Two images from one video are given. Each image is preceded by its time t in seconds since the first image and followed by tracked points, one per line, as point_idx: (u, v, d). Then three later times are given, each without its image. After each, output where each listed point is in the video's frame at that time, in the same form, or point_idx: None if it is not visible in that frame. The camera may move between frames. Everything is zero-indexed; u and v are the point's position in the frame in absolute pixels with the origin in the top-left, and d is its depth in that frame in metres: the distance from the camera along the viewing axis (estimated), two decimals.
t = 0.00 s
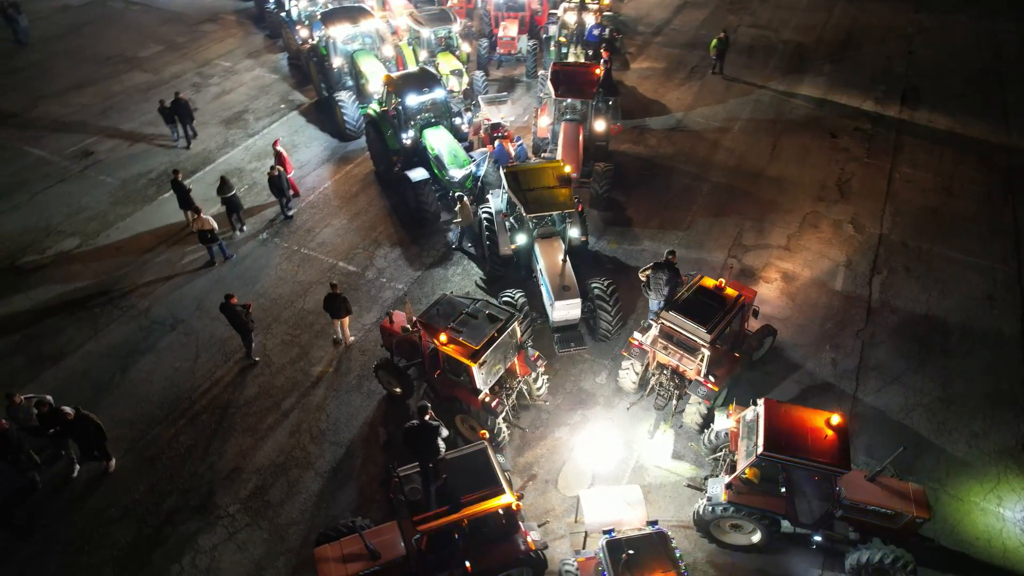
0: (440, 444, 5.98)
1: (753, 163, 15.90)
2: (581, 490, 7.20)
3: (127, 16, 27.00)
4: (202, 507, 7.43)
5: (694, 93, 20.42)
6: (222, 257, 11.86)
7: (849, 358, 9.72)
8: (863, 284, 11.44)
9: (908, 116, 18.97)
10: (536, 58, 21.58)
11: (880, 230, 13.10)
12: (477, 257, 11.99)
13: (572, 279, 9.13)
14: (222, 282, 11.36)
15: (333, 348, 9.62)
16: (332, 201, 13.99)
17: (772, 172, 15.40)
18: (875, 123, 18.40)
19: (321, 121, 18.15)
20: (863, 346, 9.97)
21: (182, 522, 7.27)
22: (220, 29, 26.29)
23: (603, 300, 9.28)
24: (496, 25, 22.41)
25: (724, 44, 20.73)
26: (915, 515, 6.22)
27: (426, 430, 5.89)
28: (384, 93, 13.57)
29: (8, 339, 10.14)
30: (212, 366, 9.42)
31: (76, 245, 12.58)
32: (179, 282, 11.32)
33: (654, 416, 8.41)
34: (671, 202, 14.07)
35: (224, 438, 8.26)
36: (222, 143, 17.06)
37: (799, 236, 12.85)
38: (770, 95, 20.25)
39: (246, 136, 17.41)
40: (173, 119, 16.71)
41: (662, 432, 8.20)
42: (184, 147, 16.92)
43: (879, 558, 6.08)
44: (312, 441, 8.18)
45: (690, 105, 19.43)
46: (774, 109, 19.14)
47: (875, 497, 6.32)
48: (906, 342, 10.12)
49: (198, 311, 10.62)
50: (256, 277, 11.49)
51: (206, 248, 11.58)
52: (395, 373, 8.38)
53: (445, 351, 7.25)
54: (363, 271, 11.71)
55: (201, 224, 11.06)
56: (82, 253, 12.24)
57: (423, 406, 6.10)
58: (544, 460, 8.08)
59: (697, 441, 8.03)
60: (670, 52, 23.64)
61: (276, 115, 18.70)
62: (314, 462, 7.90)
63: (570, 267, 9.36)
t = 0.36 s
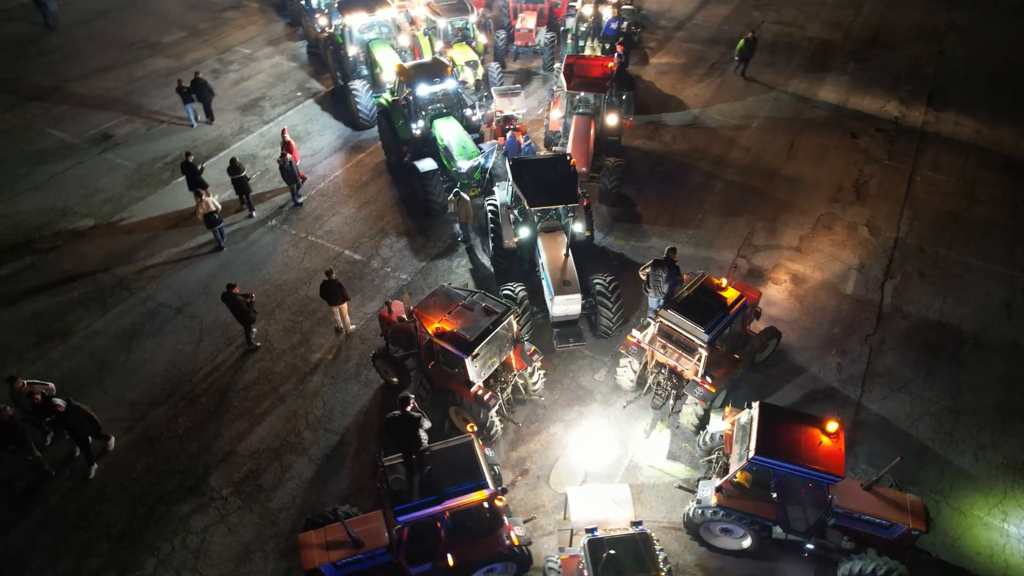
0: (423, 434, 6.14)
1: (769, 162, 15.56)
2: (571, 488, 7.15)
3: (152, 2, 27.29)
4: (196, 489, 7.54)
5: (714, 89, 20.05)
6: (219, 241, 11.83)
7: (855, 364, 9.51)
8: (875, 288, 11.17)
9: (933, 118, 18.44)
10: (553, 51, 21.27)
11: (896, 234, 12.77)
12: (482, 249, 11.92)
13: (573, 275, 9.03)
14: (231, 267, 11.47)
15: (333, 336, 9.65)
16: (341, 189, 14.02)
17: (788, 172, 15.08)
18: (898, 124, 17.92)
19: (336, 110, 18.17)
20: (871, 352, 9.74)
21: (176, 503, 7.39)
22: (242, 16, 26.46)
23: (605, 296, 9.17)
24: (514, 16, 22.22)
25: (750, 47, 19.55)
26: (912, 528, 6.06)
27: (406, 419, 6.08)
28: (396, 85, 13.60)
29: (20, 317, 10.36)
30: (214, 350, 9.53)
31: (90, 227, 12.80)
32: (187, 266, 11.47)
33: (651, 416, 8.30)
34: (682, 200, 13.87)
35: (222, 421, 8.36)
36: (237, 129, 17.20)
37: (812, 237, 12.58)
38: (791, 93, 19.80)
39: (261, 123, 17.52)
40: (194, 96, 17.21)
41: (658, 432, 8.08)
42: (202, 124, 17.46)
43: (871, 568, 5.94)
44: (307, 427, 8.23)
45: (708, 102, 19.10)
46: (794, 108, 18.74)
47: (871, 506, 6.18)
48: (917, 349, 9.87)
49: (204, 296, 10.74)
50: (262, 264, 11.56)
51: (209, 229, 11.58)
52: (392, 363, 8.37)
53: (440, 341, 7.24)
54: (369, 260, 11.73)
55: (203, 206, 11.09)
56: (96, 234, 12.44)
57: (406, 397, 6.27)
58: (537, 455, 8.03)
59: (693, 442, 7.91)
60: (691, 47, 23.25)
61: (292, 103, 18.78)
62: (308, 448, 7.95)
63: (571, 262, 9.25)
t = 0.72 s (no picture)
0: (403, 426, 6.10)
1: (781, 162, 15.29)
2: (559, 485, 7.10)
3: None
4: (188, 474, 7.62)
5: (729, 86, 19.74)
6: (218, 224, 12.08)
7: (858, 369, 9.33)
8: (882, 292, 10.94)
9: (953, 119, 18.00)
10: (566, 46, 21.03)
11: (907, 238, 12.49)
12: (484, 243, 11.84)
13: (570, 271, 8.94)
14: (234, 255, 11.54)
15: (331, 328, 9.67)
16: (347, 180, 14.02)
17: (800, 172, 14.82)
18: (917, 125, 17.52)
19: (346, 100, 18.18)
20: (874, 357, 9.55)
21: (167, 487, 7.48)
22: (258, 6, 26.55)
23: (603, 294, 9.06)
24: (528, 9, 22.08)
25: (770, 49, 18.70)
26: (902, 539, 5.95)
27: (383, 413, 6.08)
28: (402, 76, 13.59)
29: (28, 300, 10.51)
30: (213, 337, 9.60)
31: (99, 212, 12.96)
32: (191, 253, 11.57)
33: (645, 416, 8.20)
34: (690, 198, 13.68)
35: (217, 408, 8.43)
36: (248, 118, 17.29)
37: (820, 239, 12.36)
38: (807, 92, 19.44)
39: (272, 112, 17.58)
40: (208, 79, 17.70)
41: (651, 432, 7.99)
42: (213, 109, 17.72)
43: None
44: (301, 417, 8.26)
45: (722, 99, 18.81)
46: (809, 107, 18.41)
47: (862, 515, 6.08)
48: (922, 356, 9.66)
49: (206, 283, 10.82)
50: (265, 253, 11.61)
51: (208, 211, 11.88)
52: (386, 355, 8.36)
53: (431, 335, 7.19)
54: (371, 252, 11.74)
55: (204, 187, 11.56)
56: (104, 219, 12.56)
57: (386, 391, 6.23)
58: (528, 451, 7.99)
59: (686, 444, 7.81)
60: (707, 43, 22.91)
61: (304, 93, 18.82)
62: (300, 437, 7.98)
63: (569, 259, 9.15)
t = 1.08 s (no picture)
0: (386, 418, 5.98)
1: (791, 162, 15.05)
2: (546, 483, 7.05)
3: None
4: (180, 462, 7.66)
5: (741, 85, 19.48)
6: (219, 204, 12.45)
7: (859, 374, 9.17)
8: (887, 297, 10.74)
9: (970, 122, 17.63)
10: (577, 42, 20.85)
11: (916, 242, 12.25)
12: (484, 238, 11.77)
13: (567, 268, 8.86)
14: (235, 245, 11.59)
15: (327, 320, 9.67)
16: (351, 173, 14.02)
17: (809, 173, 14.59)
18: (932, 127, 17.18)
19: (354, 93, 18.16)
20: (876, 363, 9.37)
21: (158, 474, 7.52)
22: None
23: (600, 291, 8.97)
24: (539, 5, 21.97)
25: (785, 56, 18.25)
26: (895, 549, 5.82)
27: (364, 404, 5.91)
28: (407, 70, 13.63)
29: (32, 285, 10.63)
30: (211, 326, 9.65)
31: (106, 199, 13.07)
32: (193, 241, 11.64)
33: (638, 417, 8.11)
34: (695, 197, 13.52)
35: (211, 396, 8.47)
36: (256, 110, 17.35)
37: (826, 241, 12.16)
38: (820, 92, 19.14)
39: (280, 104, 17.62)
40: (220, 66, 18.15)
41: (643, 433, 7.90)
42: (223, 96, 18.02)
43: None
44: (293, 408, 8.27)
45: (733, 98, 18.57)
46: (822, 107, 18.11)
47: (853, 524, 5.96)
48: (926, 363, 9.47)
49: (206, 272, 10.87)
50: (266, 243, 11.64)
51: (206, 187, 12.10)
52: (380, 349, 8.34)
53: (422, 328, 7.19)
54: (371, 245, 11.72)
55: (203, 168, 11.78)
56: (110, 206, 12.66)
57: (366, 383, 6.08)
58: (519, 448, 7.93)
59: (678, 446, 7.71)
60: (721, 41, 22.62)
61: (313, 85, 18.83)
62: (292, 428, 7.99)
63: (567, 256, 9.10)
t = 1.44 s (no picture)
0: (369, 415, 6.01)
1: (799, 163, 14.84)
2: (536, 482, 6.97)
3: None
4: (171, 454, 7.66)
5: (750, 85, 19.24)
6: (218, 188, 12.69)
7: (860, 380, 9.01)
8: (892, 301, 10.55)
9: (984, 124, 17.33)
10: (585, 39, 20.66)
11: (923, 246, 12.04)
12: (484, 235, 11.69)
13: (563, 267, 8.77)
14: (235, 238, 11.59)
15: (323, 315, 9.64)
16: (353, 167, 13.98)
17: (815, 174, 14.38)
18: (944, 129, 16.90)
19: (360, 89, 18.09)
20: (879, 368, 9.21)
21: (150, 466, 7.52)
22: None
23: (597, 290, 8.87)
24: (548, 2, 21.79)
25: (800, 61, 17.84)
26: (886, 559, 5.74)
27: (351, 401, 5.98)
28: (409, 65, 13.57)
29: (31, 275, 10.67)
30: (207, 319, 9.64)
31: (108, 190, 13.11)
32: (193, 233, 11.66)
33: (633, 418, 8.01)
34: (700, 197, 13.36)
35: (204, 389, 8.46)
36: (261, 103, 17.35)
37: (831, 244, 11.97)
38: (831, 93, 18.87)
39: (285, 98, 17.60)
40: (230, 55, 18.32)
41: (637, 434, 7.80)
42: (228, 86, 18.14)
43: None
44: (285, 402, 8.24)
45: (742, 97, 18.35)
46: (832, 108, 17.86)
47: (844, 532, 5.88)
48: (930, 369, 9.29)
49: (205, 264, 10.88)
50: (266, 237, 11.64)
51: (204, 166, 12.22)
52: (373, 344, 8.29)
53: (414, 323, 7.13)
54: (371, 240, 11.68)
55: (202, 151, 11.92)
56: (112, 197, 12.69)
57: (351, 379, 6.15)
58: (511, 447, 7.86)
59: (672, 448, 7.61)
60: (731, 40, 22.37)
61: (319, 79, 18.81)
62: (284, 423, 7.97)
63: (564, 254, 9.03)
